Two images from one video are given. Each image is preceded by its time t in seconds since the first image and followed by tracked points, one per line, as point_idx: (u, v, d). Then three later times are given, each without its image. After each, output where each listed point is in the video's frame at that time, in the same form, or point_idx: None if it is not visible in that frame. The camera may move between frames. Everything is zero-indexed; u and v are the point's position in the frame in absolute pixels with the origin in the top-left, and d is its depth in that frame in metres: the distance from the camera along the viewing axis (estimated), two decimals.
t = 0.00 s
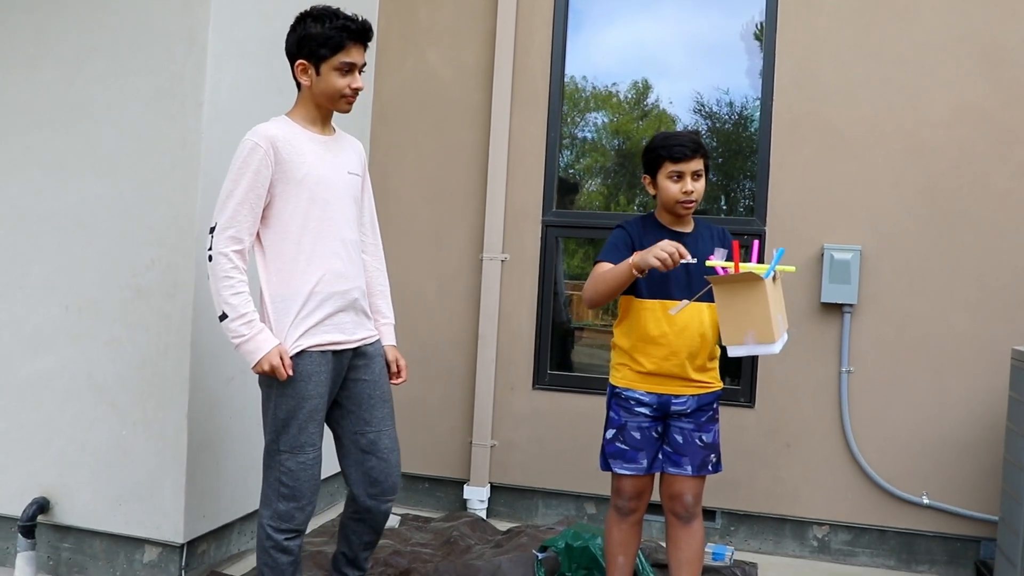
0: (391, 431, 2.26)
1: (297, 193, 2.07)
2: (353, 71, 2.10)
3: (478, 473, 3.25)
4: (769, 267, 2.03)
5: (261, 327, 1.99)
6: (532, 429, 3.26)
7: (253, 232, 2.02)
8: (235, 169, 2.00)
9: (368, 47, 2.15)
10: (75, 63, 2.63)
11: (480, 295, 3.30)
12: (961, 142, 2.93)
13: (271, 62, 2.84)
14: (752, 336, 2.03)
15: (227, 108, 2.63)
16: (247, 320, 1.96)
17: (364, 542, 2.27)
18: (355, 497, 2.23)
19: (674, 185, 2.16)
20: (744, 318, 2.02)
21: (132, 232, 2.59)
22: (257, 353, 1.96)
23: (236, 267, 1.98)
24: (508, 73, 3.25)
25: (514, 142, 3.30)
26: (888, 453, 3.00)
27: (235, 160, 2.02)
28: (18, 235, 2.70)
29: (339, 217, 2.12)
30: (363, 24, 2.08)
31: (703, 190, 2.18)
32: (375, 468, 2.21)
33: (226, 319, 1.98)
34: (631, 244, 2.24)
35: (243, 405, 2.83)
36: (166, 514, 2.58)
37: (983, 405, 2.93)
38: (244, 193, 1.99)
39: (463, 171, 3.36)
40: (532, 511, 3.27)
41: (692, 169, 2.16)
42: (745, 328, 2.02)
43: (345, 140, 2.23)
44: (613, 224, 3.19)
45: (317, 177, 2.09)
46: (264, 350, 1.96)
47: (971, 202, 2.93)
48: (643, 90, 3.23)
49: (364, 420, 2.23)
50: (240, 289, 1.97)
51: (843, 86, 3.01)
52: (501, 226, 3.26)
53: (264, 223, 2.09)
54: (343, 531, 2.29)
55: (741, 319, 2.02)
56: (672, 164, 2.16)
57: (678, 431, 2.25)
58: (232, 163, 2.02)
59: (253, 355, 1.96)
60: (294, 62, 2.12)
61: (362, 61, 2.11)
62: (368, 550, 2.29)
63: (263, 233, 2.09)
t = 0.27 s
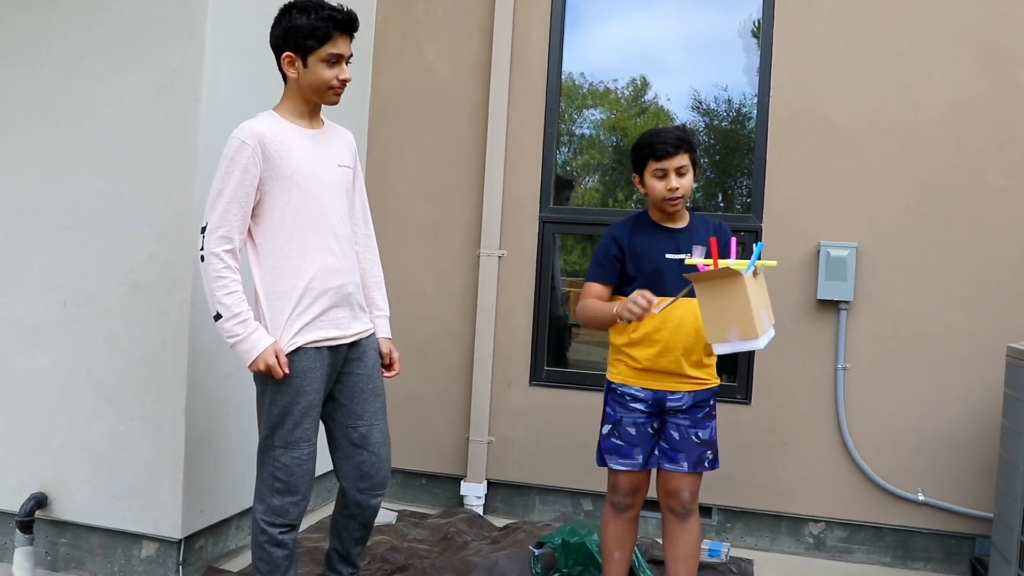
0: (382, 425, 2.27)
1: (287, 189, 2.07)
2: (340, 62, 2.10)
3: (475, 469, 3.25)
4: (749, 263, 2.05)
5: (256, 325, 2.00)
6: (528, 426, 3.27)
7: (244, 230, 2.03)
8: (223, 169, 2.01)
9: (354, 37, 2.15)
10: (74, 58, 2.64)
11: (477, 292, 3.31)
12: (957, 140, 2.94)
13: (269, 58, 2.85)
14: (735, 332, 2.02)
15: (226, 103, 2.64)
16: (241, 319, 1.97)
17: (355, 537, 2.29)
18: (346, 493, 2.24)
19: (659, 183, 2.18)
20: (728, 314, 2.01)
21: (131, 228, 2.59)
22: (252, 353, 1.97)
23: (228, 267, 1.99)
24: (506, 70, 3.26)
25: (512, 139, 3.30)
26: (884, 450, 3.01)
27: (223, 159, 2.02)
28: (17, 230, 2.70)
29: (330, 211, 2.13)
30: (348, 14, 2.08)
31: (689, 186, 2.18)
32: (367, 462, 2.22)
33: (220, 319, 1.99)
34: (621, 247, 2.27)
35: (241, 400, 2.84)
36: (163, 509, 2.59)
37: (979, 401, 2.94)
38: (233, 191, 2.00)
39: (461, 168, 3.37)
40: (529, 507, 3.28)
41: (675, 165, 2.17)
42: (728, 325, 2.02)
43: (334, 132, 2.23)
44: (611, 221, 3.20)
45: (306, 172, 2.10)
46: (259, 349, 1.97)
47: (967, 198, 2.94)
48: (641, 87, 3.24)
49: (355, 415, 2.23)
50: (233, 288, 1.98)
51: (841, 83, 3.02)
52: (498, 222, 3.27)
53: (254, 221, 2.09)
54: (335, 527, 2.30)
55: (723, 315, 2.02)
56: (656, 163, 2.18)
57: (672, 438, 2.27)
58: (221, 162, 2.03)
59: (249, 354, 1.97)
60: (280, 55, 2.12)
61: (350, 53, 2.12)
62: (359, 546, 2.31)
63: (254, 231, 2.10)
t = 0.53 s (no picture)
0: (375, 419, 2.29)
1: (280, 191, 2.07)
2: (332, 63, 2.10)
3: (465, 469, 3.25)
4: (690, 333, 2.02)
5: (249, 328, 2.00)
6: (519, 426, 3.27)
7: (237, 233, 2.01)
8: (217, 170, 1.99)
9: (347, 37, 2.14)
10: (65, 55, 2.64)
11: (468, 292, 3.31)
12: (947, 142, 2.96)
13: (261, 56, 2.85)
14: (674, 402, 2.03)
15: (217, 100, 2.64)
16: (234, 323, 1.96)
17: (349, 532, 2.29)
18: (342, 486, 2.26)
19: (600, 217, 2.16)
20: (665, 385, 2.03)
21: (121, 225, 2.59)
22: (245, 357, 1.97)
23: (222, 269, 1.98)
24: (497, 70, 3.26)
25: (504, 139, 3.31)
26: (873, 451, 3.02)
27: (217, 160, 2.00)
28: (6, 227, 2.70)
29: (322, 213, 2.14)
30: (343, 15, 2.07)
31: (617, 224, 2.12)
32: (360, 456, 2.24)
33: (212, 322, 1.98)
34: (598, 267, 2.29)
35: (231, 399, 2.83)
36: (152, 509, 2.58)
37: (967, 402, 2.95)
38: (228, 194, 1.99)
39: (452, 168, 3.37)
40: (519, 508, 3.28)
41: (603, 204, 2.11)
42: (667, 394, 2.03)
43: (326, 131, 2.23)
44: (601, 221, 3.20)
45: (299, 174, 2.10)
46: (251, 354, 1.97)
47: (956, 200, 2.95)
48: (633, 88, 3.25)
49: (348, 410, 2.25)
50: (227, 292, 1.97)
51: (832, 85, 3.03)
52: (489, 222, 3.27)
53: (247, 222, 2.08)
54: (330, 521, 2.30)
55: (662, 383, 2.04)
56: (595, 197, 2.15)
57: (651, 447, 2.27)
58: (215, 163, 2.01)
59: (241, 359, 1.97)
60: (272, 53, 2.10)
61: (343, 52, 2.11)
62: (354, 540, 2.31)
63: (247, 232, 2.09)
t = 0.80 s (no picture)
0: (360, 427, 2.30)
1: (279, 195, 2.06)
2: (342, 83, 2.12)
3: (449, 475, 3.25)
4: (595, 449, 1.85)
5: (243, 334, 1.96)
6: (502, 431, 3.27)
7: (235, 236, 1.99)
8: (217, 170, 1.97)
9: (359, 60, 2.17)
10: (47, 56, 2.61)
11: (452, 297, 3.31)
12: (928, 151, 2.98)
13: (246, 58, 2.83)
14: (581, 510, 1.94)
15: (202, 103, 2.62)
16: (229, 328, 1.93)
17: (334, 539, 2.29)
18: (325, 493, 2.26)
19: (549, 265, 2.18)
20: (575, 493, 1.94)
21: (103, 228, 2.57)
22: (236, 365, 1.93)
23: (221, 271, 1.94)
24: (484, 75, 3.26)
25: (490, 144, 3.31)
26: (854, 457, 3.04)
27: (217, 161, 1.98)
28: None
29: (317, 220, 2.14)
30: (361, 38, 2.09)
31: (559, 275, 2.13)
32: (345, 463, 2.25)
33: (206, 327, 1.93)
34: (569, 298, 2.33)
35: (213, 404, 2.81)
36: (133, 515, 2.56)
37: (946, 410, 2.98)
38: (229, 196, 1.96)
39: (438, 173, 3.37)
40: (502, 513, 3.28)
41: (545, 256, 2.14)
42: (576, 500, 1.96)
43: (320, 141, 2.24)
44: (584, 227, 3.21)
45: (297, 179, 2.10)
46: (244, 361, 1.93)
47: (937, 209, 2.98)
48: (617, 94, 3.26)
49: (335, 417, 2.25)
50: (224, 296, 1.93)
51: (815, 93, 3.06)
52: (474, 228, 3.27)
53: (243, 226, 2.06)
54: (313, 528, 2.30)
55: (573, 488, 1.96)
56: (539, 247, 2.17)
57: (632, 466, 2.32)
58: (214, 163, 1.98)
59: (232, 367, 1.93)
60: (282, 58, 2.10)
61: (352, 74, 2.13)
62: (338, 547, 2.32)
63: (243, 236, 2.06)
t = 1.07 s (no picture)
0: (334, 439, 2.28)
1: (276, 195, 2.07)
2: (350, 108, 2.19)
3: (420, 482, 3.23)
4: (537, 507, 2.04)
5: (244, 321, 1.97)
6: (474, 439, 3.26)
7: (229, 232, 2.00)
8: (215, 166, 1.99)
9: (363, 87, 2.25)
10: (11, 58, 2.56)
11: (424, 304, 3.29)
12: (896, 160, 3.03)
13: (217, 61, 2.79)
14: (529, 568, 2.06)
15: (172, 106, 2.58)
16: (228, 317, 1.92)
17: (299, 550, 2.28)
18: (291, 504, 2.25)
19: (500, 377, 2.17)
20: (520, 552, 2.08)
21: (68, 233, 2.51)
22: (242, 349, 1.92)
23: (212, 264, 1.95)
24: (458, 81, 3.25)
25: (462, 150, 3.30)
26: (823, 463, 3.07)
27: (215, 157, 2.01)
28: None
29: (313, 223, 2.15)
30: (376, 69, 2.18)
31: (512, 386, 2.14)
32: (315, 474, 2.24)
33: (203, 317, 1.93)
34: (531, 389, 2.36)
35: (181, 412, 2.77)
36: (98, 525, 2.51)
37: (913, 416, 3.02)
38: (226, 191, 1.98)
39: (410, 178, 3.35)
40: (473, 521, 3.27)
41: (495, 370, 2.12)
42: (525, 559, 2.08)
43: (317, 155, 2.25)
44: (556, 235, 3.22)
45: (295, 181, 2.11)
46: (249, 345, 1.93)
47: (904, 219, 3.02)
48: (590, 102, 3.26)
49: (308, 427, 2.23)
50: (220, 286, 1.94)
51: (786, 102, 3.08)
52: (447, 234, 3.26)
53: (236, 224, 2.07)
54: (277, 539, 2.28)
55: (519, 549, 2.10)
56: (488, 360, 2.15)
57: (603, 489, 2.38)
58: (212, 160, 2.01)
59: (239, 350, 1.92)
60: (297, 73, 2.13)
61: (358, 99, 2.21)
62: (302, 559, 2.29)
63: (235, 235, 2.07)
